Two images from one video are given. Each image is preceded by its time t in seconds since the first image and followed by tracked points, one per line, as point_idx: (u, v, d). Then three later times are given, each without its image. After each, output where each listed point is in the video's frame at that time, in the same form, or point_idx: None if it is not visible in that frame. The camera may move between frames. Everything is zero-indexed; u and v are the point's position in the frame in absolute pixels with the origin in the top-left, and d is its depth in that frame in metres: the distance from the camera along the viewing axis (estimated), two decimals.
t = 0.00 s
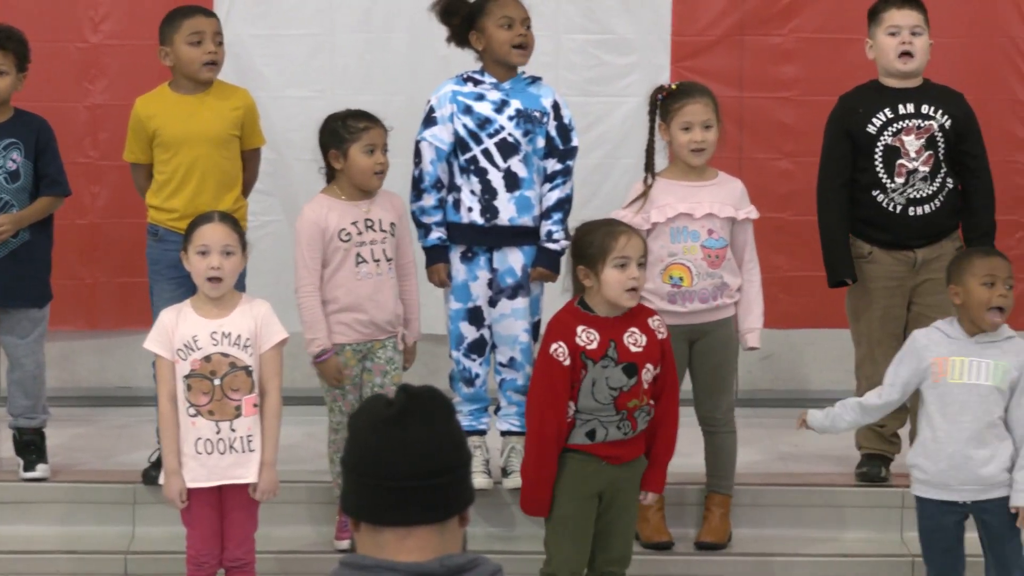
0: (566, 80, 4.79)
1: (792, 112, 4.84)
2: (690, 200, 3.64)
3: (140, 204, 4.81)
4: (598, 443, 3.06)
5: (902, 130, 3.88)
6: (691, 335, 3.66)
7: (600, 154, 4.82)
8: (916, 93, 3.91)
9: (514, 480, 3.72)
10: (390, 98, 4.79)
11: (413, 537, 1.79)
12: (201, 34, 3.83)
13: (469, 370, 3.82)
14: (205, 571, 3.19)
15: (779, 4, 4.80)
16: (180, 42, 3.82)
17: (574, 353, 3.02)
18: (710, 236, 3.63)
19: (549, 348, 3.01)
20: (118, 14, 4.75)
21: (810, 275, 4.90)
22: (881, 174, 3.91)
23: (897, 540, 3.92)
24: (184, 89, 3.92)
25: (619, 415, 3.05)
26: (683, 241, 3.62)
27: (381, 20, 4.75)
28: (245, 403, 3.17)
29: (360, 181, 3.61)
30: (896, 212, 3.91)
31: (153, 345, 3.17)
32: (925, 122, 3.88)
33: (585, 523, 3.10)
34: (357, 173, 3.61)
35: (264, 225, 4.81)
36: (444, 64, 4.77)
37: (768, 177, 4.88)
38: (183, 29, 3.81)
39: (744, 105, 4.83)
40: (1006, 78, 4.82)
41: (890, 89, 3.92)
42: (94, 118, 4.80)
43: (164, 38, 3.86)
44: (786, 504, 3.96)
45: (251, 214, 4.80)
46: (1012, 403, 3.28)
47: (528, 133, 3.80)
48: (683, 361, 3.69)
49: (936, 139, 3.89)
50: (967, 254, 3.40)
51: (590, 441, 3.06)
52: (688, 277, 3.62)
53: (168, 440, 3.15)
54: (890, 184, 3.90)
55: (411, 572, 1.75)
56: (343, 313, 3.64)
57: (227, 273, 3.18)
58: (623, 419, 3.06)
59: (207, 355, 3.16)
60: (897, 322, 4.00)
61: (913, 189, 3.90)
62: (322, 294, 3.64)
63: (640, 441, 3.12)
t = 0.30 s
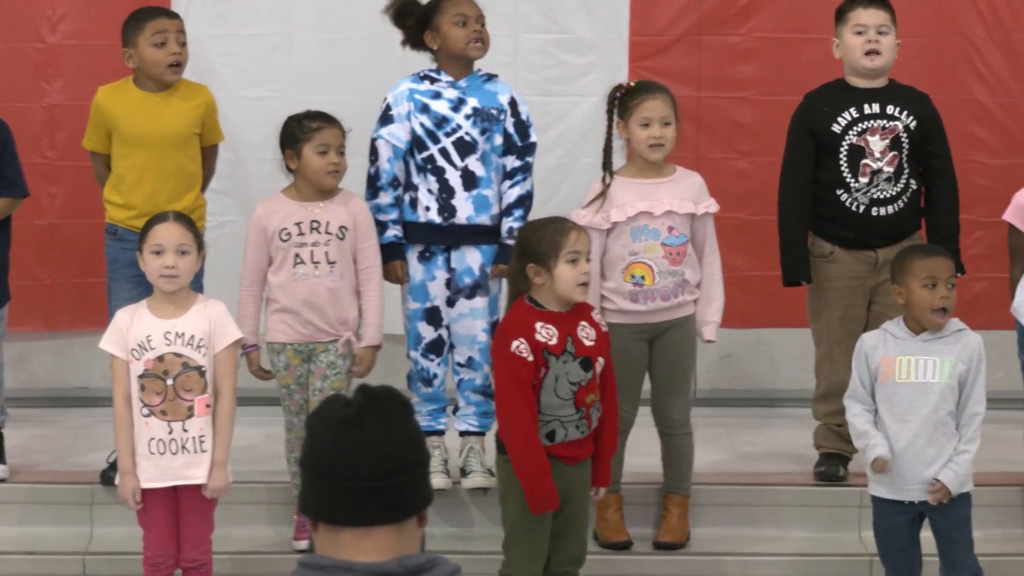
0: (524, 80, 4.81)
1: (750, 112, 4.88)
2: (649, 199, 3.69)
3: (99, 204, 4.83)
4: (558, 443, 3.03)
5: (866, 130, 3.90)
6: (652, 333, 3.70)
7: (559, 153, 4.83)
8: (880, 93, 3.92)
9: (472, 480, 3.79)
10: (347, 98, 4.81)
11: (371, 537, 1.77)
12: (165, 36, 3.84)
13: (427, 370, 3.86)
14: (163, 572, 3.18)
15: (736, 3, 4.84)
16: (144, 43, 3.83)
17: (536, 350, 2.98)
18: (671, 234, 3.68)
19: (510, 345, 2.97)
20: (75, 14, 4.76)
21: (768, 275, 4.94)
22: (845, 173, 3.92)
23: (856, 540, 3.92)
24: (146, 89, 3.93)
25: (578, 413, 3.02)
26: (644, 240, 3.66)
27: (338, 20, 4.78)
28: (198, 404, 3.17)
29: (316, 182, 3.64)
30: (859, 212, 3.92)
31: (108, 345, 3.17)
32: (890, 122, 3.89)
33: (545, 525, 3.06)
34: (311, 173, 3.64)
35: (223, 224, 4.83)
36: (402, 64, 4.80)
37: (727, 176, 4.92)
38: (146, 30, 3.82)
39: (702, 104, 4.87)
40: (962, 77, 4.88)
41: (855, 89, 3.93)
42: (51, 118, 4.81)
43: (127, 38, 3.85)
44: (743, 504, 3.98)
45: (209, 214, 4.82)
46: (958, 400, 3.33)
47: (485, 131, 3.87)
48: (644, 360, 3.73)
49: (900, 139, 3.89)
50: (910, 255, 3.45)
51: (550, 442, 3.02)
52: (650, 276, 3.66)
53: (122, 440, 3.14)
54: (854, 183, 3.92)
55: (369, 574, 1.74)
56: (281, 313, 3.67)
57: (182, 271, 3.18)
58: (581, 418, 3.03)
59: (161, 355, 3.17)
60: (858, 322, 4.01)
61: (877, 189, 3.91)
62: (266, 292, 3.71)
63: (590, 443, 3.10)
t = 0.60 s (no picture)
0: (475, 80, 4.87)
1: (702, 113, 4.94)
2: (602, 201, 3.70)
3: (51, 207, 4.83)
4: (501, 443, 3.10)
5: (827, 130, 3.93)
6: (605, 334, 3.72)
7: (511, 153, 4.88)
8: (839, 93, 3.96)
9: (425, 481, 3.79)
10: (299, 99, 4.88)
11: (324, 538, 1.72)
12: (107, 40, 3.85)
13: (379, 371, 3.87)
14: (114, 573, 3.21)
15: (689, 3, 4.90)
16: (87, 48, 3.83)
17: (470, 352, 3.06)
18: (623, 236, 3.70)
19: (443, 348, 3.04)
20: (27, 15, 4.78)
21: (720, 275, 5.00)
22: (805, 172, 3.94)
23: (807, 539, 3.98)
24: (92, 92, 3.95)
25: (521, 412, 3.10)
26: (596, 242, 3.68)
27: (289, 21, 4.85)
28: (149, 405, 3.19)
29: (270, 183, 3.67)
30: (818, 212, 3.96)
31: (57, 347, 3.17)
32: (851, 123, 3.93)
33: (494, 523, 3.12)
34: (265, 175, 3.67)
35: (174, 225, 4.90)
36: (353, 64, 4.87)
37: (679, 177, 4.98)
38: (89, 34, 3.82)
39: (654, 104, 4.93)
40: (913, 77, 4.95)
41: (817, 88, 3.96)
42: (3, 119, 4.83)
43: (70, 42, 3.86)
44: (695, 504, 4.02)
45: (160, 214, 4.89)
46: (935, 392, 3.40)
47: (436, 132, 3.88)
48: (598, 363, 3.75)
49: (860, 139, 3.94)
50: (880, 254, 3.44)
51: (495, 442, 3.10)
52: (603, 278, 3.68)
53: (73, 442, 3.16)
54: (814, 182, 3.94)
55: None
56: (240, 313, 3.69)
57: (131, 273, 3.20)
58: (524, 416, 3.11)
59: (112, 356, 3.18)
60: (814, 321, 4.05)
61: (836, 189, 3.95)
62: (222, 292, 3.72)
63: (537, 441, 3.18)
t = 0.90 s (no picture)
0: (432, 80, 4.96)
1: (659, 114, 5.05)
2: (558, 202, 3.73)
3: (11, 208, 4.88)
4: (462, 443, 3.10)
5: (799, 130, 3.95)
6: (560, 335, 3.77)
7: (467, 154, 5.00)
8: (810, 94, 3.98)
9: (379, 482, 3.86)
10: (256, 100, 4.96)
11: (281, 539, 1.75)
12: (64, 40, 3.93)
13: (336, 372, 3.95)
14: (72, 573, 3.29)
15: (643, 4, 5.00)
16: (44, 49, 3.92)
17: (423, 354, 3.07)
18: (579, 237, 3.73)
19: (395, 349, 3.07)
20: None
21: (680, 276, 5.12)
22: (776, 171, 3.96)
23: (764, 539, 4.01)
24: (50, 94, 4.03)
25: (481, 412, 3.10)
26: (553, 244, 3.72)
27: (246, 22, 4.93)
28: (107, 406, 3.28)
29: (231, 183, 3.72)
30: (788, 211, 3.98)
31: (15, 349, 3.26)
32: (823, 123, 3.96)
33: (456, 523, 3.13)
34: (224, 175, 3.71)
35: (130, 227, 4.99)
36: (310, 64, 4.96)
37: (634, 177, 5.09)
38: (45, 35, 3.91)
39: (608, 105, 5.03)
40: (867, 77, 5.08)
41: (789, 89, 3.98)
42: None
43: (27, 44, 3.94)
44: (652, 504, 4.05)
45: (118, 215, 4.98)
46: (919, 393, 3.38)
47: (393, 134, 3.94)
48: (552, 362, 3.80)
49: (831, 140, 3.96)
50: (868, 253, 3.35)
51: (456, 442, 3.10)
52: (559, 280, 3.72)
53: (32, 444, 3.24)
54: (784, 181, 3.96)
55: None
56: (219, 314, 3.74)
57: (86, 274, 3.28)
58: (485, 416, 3.11)
59: (69, 358, 3.27)
60: (778, 322, 4.07)
61: (806, 189, 3.97)
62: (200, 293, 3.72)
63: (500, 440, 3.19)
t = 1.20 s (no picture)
0: (392, 81, 5.07)
1: (618, 113, 5.13)
2: (520, 202, 3.76)
3: None
4: (439, 443, 3.09)
5: (759, 128, 3.99)
6: (522, 335, 3.79)
7: (427, 154, 5.10)
8: (770, 93, 4.02)
9: (341, 483, 3.90)
10: (216, 100, 5.05)
11: (240, 540, 1.79)
12: (23, 39, 3.97)
13: (297, 373, 3.97)
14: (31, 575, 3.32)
15: (603, 5, 5.08)
16: (3, 48, 3.96)
17: (407, 352, 3.03)
18: (541, 237, 3.77)
19: (381, 349, 3.01)
20: None
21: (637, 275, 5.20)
22: (737, 170, 4.00)
23: (724, 539, 4.04)
24: (7, 92, 4.08)
25: (457, 410, 3.11)
26: (515, 243, 3.75)
27: (206, 23, 5.03)
28: (66, 406, 3.32)
29: (188, 185, 3.73)
30: (750, 210, 4.01)
31: None
32: (783, 121, 4.00)
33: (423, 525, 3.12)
34: (182, 177, 3.73)
35: (90, 227, 5.07)
36: (270, 64, 5.05)
37: (596, 177, 5.17)
38: (5, 34, 3.94)
39: (568, 105, 5.11)
40: (826, 76, 5.19)
41: (748, 88, 4.02)
42: None
43: None
44: (613, 504, 4.08)
45: (76, 216, 5.06)
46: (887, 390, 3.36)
47: (354, 135, 3.99)
48: (515, 361, 3.81)
49: (792, 138, 4.01)
50: (825, 259, 3.36)
51: (433, 442, 3.08)
52: (521, 279, 3.75)
53: None
54: (745, 180, 4.00)
55: None
56: (176, 316, 3.77)
57: (44, 274, 3.32)
58: (459, 415, 3.11)
59: (28, 358, 3.30)
60: (739, 323, 4.10)
61: (768, 187, 4.01)
62: (156, 296, 3.75)
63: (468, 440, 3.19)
